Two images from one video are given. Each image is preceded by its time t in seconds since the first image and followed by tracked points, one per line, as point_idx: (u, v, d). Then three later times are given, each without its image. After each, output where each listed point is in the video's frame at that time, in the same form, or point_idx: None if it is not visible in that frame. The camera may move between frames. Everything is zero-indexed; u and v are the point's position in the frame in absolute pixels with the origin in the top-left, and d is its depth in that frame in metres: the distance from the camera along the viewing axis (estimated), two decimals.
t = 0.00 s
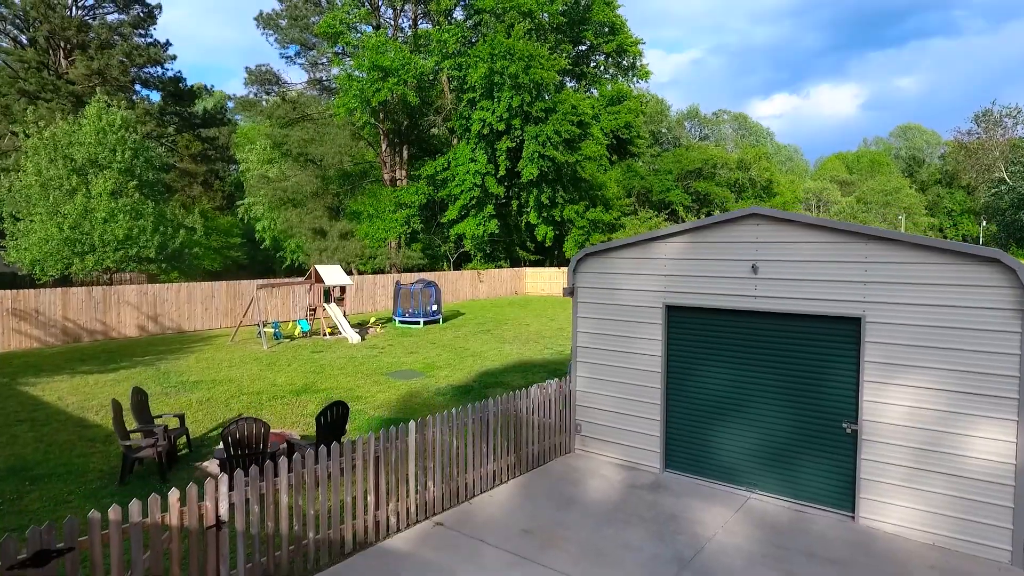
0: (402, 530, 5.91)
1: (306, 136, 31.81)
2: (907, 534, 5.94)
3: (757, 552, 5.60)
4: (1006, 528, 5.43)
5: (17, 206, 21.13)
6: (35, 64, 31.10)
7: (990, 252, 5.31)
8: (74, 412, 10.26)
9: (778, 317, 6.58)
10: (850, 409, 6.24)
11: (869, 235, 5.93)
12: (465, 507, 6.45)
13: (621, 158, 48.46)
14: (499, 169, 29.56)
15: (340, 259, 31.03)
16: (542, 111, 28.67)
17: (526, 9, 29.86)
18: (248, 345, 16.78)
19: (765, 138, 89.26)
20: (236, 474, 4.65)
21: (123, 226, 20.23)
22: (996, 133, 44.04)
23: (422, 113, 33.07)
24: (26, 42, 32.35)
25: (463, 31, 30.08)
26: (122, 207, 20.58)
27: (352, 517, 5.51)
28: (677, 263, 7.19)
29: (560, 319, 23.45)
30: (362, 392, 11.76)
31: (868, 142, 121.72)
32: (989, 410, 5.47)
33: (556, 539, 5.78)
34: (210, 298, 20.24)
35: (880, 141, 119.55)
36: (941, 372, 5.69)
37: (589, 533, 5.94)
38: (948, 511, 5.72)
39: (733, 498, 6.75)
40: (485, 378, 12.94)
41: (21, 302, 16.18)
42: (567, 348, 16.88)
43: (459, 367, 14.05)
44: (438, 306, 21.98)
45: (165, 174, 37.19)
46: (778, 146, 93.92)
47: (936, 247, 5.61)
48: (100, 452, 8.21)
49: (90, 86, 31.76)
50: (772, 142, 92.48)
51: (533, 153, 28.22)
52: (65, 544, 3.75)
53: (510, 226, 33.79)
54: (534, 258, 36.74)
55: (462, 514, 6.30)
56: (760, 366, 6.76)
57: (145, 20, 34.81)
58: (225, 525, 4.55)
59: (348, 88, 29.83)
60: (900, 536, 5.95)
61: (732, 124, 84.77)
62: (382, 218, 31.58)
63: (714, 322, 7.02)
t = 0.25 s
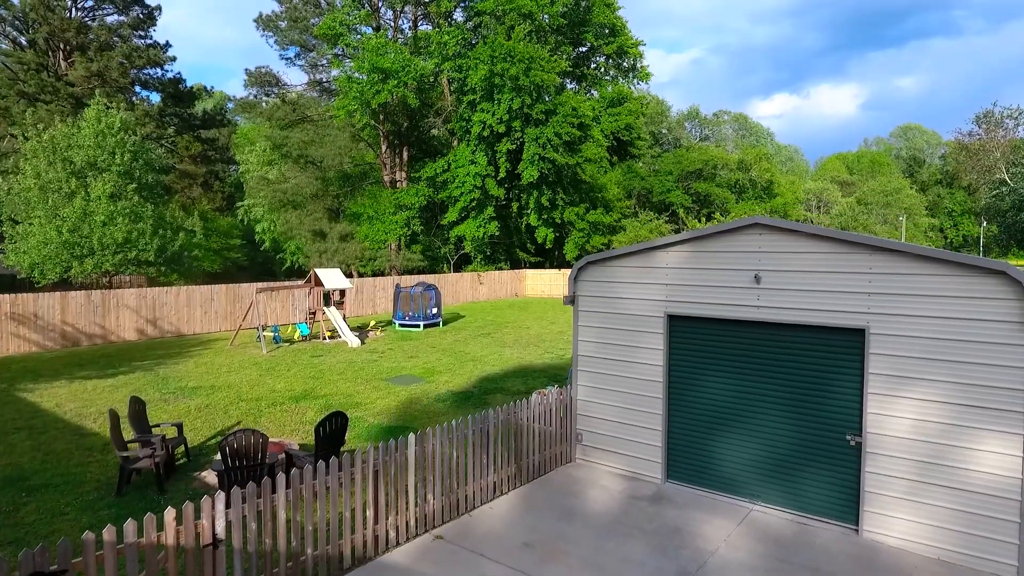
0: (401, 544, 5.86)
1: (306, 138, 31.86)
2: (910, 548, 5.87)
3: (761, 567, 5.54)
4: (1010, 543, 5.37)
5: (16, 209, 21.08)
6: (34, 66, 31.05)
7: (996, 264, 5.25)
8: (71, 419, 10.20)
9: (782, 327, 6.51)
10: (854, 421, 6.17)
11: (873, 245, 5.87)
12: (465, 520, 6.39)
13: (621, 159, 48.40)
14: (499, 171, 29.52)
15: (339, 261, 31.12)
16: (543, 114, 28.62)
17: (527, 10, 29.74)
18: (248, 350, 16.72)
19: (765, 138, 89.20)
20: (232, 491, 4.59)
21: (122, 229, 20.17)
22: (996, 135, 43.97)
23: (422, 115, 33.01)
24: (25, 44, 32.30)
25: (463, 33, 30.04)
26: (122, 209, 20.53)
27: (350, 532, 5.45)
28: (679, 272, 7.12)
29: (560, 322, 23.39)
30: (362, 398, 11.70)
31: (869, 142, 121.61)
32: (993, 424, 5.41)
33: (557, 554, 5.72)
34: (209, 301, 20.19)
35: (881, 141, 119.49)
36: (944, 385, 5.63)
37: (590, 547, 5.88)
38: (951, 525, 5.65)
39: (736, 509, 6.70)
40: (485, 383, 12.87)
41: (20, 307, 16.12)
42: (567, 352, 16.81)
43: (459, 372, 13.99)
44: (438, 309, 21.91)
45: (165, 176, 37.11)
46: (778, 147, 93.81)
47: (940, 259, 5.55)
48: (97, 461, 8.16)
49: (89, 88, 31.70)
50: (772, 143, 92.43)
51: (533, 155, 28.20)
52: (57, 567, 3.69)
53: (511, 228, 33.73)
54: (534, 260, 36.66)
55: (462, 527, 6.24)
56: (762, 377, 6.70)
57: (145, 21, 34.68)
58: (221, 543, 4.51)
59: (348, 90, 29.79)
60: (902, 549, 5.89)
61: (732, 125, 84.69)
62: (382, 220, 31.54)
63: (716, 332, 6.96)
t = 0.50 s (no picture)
0: (400, 558, 5.80)
1: (306, 140, 31.85)
2: (914, 562, 5.80)
3: None
4: (1016, 559, 5.30)
5: (15, 212, 21.02)
6: (33, 68, 31.00)
7: (1002, 277, 5.18)
8: (69, 427, 10.13)
9: (785, 338, 6.45)
10: (858, 434, 6.11)
11: (877, 257, 5.81)
12: (465, 534, 6.33)
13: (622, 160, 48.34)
14: (499, 173, 29.47)
15: (340, 263, 31.22)
16: (543, 116, 28.58)
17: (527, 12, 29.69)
18: (247, 354, 16.66)
19: (766, 139, 89.09)
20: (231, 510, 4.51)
21: (121, 233, 20.11)
22: (998, 136, 43.92)
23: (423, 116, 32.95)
24: (25, 45, 32.25)
25: (463, 35, 30.00)
26: (121, 213, 20.46)
27: (349, 548, 5.38)
28: (681, 282, 7.06)
29: (561, 325, 23.33)
30: (361, 404, 11.62)
31: (869, 142, 121.53)
32: (999, 438, 5.34)
33: (558, 569, 5.65)
34: (209, 305, 20.14)
35: (882, 141, 119.44)
36: (949, 398, 5.56)
37: (592, 562, 5.81)
38: (957, 540, 5.58)
39: (738, 522, 6.63)
40: (486, 389, 12.82)
41: (18, 311, 16.05)
42: (567, 356, 16.74)
43: (459, 378, 13.92)
44: (439, 313, 21.86)
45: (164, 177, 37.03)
46: (778, 148, 93.74)
47: (945, 271, 5.49)
48: (95, 472, 8.09)
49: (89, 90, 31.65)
50: (772, 144, 92.34)
51: (533, 157, 28.16)
52: None
53: (511, 230, 33.68)
54: (535, 262, 36.59)
55: (462, 541, 6.18)
56: (765, 389, 6.64)
57: (145, 23, 34.62)
58: (218, 562, 4.44)
59: (348, 92, 29.74)
60: (907, 564, 5.81)
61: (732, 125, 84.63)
62: (382, 222, 31.43)
63: (718, 342, 6.89)
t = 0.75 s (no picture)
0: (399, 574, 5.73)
1: (306, 141, 31.79)
2: None
3: None
4: None
5: (14, 215, 20.97)
6: (32, 69, 30.94)
7: (1009, 291, 5.11)
8: (66, 435, 10.06)
9: (788, 350, 6.38)
10: (862, 447, 6.04)
11: (881, 269, 5.74)
12: (465, 548, 6.27)
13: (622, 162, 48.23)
14: (499, 175, 29.39)
15: (340, 265, 31.21)
16: (543, 118, 28.51)
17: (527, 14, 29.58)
18: (246, 358, 16.59)
19: (766, 139, 88.97)
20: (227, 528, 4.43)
21: (120, 236, 20.02)
22: (999, 137, 43.82)
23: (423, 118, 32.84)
24: (24, 46, 32.18)
25: (463, 37, 29.94)
26: (119, 216, 20.38)
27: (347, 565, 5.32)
28: (683, 292, 6.99)
29: (561, 328, 23.24)
30: (360, 411, 11.54)
31: (870, 143, 121.40)
32: (1005, 454, 5.26)
33: None
34: (208, 308, 20.07)
35: (882, 141, 119.33)
36: (955, 413, 5.49)
37: None
38: (962, 556, 5.50)
39: (741, 536, 6.56)
40: (486, 395, 12.74)
41: (16, 316, 15.97)
42: (568, 361, 16.66)
43: (459, 383, 13.83)
44: (439, 316, 21.79)
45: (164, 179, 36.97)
46: (778, 148, 93.65)
47: (950, 285, 5.43)
48: (91, 483, 8.02)
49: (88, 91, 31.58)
50: (772, 144, 92.23)
51: (534, 159, 28.10)
52: None
53: (511, 232, 33.60)
54: (535, 264, 36.50)
55: (462, 556, 6.12)
56: (768, 401, 6.57)
57: (144, 24, 34.54)
58: None
59: (348, 94, 29.65)
60: None
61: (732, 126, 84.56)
62: (382, 224, 31.31)
63: (720, 354, 6.83)
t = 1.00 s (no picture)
0: None
1: (305, 143, 31.74)
2: None
3: None
4: None
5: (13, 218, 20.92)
6: (31, 70, 30.89)
7: (1016, 306, 5.04)
8: (64, 443, 9.99)
9: (792, 362, 6.31)
10: (866, 461, 5.98)
11: (886, 282, 5.68)
12: (465, 562, 6.21)
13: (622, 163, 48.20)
14: (499, 177, 29.32)
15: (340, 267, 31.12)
16: (544, 120, 28.46)
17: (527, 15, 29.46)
18: (246, 363, 16.53)
19: (766, 139, 88.86)
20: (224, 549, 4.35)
21: (119, 239, 19.92)
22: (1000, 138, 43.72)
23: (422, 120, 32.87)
24: (23, 47, 32.13)
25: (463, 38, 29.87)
26: (119, 219, 20.30)
27: None
28: (685, 302, 6.93)
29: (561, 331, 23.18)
30: (360, 418, 11.47)
31: (870, 143, 121.23)
32: (1013, 470, 5.19)
33: None
34: (207, 312, 20.01)
35: (882, 141, 119.19)
36: (960, 428, 5.43)
37: None
38: (970, 572, 5.42)
39: (743, 550, 6.49)
40: (486, 401, 12.68)
41: (15, 320, 15.91)
42: (568, 365, 16.59)
43: (459, 389, 13.77)
44: (439, 319, 21.73)
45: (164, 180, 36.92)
46: (778, 148, 93.56)
47: (957, 298, 5.36)
48: (89, 493, 7.96)
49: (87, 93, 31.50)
50: (772, 144, 92.13)
51: (534, 162, 28.05)
52: None
53: (512, 234, 33.52)
54: (535, 265, 36.44)
55: (463, 571, 6.05)
56: (771, 413, 6.50)
57: (143, 25, 34.51)
58: None
59: (348, 95, 29.59)
60: None
61: (733, 126, 84.51)
62: (382, 226, 31.22)
63: (723, 365, 6.76)
